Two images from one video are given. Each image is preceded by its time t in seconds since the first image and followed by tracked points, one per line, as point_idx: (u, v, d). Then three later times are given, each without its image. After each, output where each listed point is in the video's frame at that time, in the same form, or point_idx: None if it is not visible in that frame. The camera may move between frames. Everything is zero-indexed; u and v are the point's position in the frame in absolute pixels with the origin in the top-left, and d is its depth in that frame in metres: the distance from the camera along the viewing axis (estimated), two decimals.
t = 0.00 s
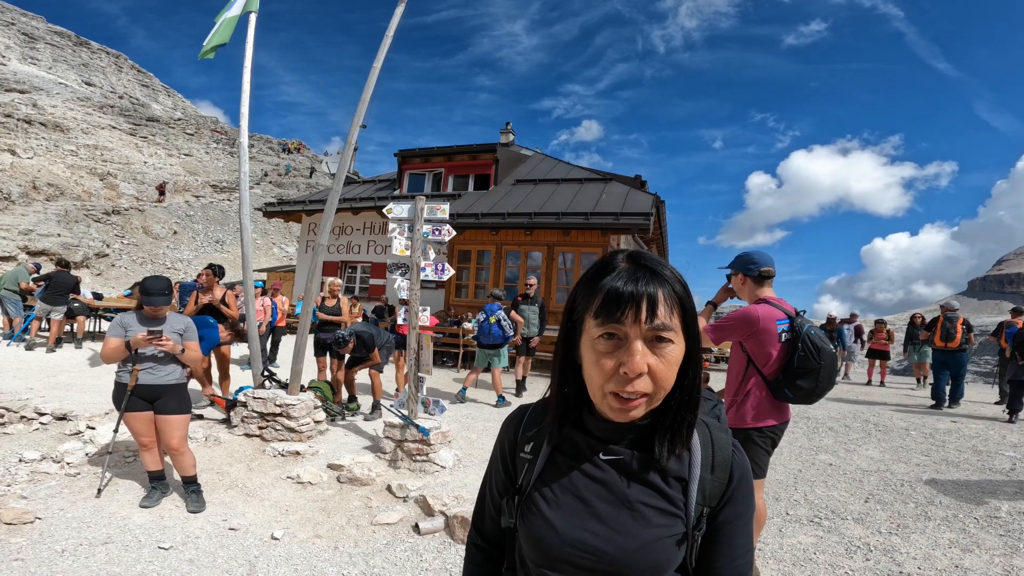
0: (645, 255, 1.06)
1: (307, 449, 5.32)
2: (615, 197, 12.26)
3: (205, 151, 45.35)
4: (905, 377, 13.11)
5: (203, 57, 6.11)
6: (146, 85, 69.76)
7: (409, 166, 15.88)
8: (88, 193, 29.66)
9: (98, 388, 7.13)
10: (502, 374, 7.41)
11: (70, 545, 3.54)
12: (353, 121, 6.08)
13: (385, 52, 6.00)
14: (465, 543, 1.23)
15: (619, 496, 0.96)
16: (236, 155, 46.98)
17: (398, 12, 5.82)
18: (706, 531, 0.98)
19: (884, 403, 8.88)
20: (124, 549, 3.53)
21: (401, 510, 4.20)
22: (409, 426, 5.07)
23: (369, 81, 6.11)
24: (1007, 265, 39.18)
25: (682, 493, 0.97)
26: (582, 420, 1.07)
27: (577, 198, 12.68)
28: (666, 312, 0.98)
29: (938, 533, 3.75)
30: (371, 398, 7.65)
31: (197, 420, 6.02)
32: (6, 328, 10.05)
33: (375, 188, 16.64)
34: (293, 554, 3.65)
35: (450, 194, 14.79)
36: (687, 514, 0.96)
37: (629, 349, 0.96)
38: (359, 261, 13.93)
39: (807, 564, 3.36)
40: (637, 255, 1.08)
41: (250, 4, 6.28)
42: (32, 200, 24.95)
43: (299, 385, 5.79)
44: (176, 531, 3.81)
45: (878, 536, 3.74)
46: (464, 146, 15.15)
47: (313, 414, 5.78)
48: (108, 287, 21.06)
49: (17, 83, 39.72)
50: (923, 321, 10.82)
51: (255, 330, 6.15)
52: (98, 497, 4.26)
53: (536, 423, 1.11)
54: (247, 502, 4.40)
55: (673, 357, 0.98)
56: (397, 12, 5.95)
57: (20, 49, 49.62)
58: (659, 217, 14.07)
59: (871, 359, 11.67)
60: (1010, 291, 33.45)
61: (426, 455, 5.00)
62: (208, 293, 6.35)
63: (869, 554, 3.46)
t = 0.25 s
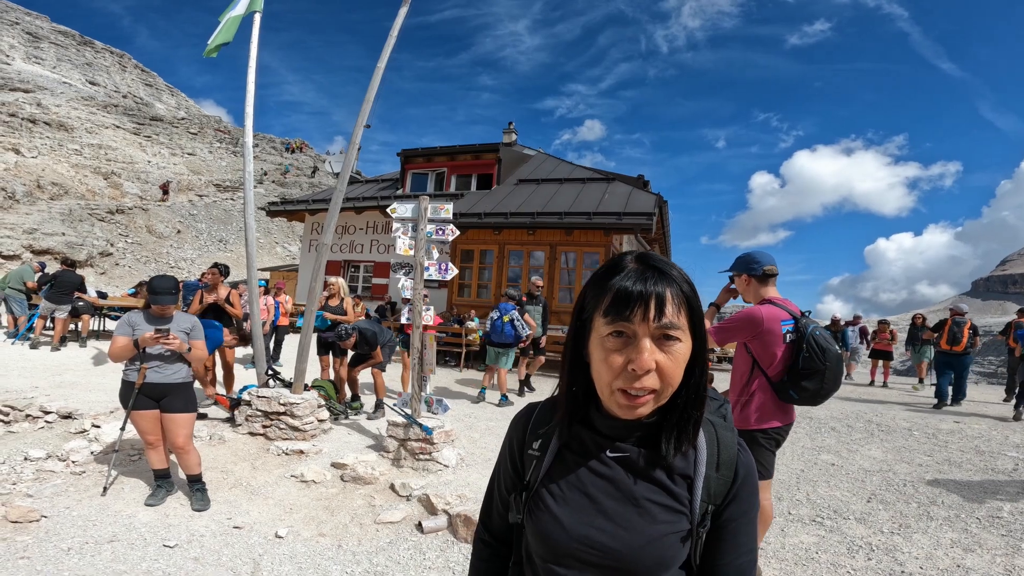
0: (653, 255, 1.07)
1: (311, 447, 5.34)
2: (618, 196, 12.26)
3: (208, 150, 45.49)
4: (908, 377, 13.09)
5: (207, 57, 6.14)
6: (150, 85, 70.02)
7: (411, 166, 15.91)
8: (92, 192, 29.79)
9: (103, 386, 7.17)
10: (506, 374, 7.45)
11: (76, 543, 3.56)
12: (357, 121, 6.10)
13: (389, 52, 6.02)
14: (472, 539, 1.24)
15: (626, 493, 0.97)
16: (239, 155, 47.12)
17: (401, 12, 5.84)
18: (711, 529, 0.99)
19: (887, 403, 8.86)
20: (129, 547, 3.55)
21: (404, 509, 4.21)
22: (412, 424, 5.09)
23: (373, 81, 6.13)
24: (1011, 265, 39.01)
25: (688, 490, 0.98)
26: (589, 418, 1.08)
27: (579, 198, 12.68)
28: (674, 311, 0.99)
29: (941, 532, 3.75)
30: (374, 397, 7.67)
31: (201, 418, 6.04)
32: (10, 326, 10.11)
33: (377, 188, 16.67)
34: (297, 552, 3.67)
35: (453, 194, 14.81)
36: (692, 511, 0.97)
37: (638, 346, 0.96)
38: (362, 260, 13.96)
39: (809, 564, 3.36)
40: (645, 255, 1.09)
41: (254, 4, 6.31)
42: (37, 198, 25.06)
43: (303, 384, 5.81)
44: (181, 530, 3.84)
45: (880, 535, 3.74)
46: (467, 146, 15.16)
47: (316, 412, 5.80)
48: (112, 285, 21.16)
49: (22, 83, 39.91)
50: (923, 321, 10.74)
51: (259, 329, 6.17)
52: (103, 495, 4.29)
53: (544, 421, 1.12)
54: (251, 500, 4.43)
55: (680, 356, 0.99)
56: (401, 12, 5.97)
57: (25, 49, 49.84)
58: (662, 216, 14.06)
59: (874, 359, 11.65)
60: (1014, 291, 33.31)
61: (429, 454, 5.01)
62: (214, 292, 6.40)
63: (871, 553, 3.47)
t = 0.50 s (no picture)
0: (642, 252, 1.08)
1: (312, 445, 5.37)
2: (620, 196, 12.25)
3: (212, 150, 45.67)
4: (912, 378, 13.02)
5: (210, 57, 6.17)
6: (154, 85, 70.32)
7: (414, 165, 15.95)
8: (97, 191, 29.94)
9: (107, 384, 7.22)
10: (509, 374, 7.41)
11: (78, 540, 3.59)
12: (359, 121, 6.12)
13: (391, 52, 6.04)
14: (465, 535, 1.25)
15: (615, 488, 0.98)
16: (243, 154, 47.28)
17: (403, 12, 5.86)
18: (699, 525, 1.00)
19: (890, 403, 8.82)
20: (131, 544, 3.58)
21: (404, 507, 4.23)
22: (413, 423, 5.11)
23: (375, 80, 6.15)
24: (1017, 265, 38.76)
25: (676, 486, 0.99)
26: (579, 414, 1.09)
27: (582, 197, 12.67)
28: (661, 308, 1.00)
29: (939, 532, 3.74)
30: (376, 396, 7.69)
31: (203, 416, 6.08)
32: (15, 325, 10.18)
33: (380, 187, 16.71)
34: (297, 549, 3.69)
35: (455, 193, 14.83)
36: (680, 507, 0.98)
37: (625, 343, 0.97)
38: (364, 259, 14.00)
39: (807, 563, 3.37)
40: (635, 252, 1.10)
41: (257, 4, 6.33)
42: (41, 197, 25.19)
43: (304, 382, 5.83)
44: (183, 527, 3.87)
45: (879, 535, 3.74)
46: (470, 145, 15.18)
47: (318, 411, 5.83)
48: (116, 284, 21.28)
49: (27, 83, 40.14)
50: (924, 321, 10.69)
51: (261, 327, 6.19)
52: (106, 493, 4.33)
53: (535, 416, 1.13)
54: (252, 498, 4.45)
55: (668, 351, 1.00)
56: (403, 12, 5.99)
57: (30, 48, 50.10)
58: (664, 216, 14.05)
59: (877, 359, 11.61)
60: (1019, 291, 33.16)
61: (430, 452, 5.02)
62: (217, 291, 6.37)
63: (869, 553, 3.47)
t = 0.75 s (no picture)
0: (611, 255, 1.11)
1: (314, 443, 5.42)
2: (622, 196, 12.26)
3: (218, 149, 45.92)
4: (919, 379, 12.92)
5: (215, 59, 6.24)
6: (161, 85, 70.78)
7: (418, 166, 16.01)
8: (104, 191, 30.19)
9: (113, 383, 7.32)
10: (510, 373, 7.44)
11: (82, 536, 3.65)
12: (361, 122, 6.17)
13: (392, 54, 6.09)
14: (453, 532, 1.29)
15: (589, 485, 1.01)
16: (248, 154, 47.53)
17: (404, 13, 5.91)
18: (673, 520, 1.02)
19: (892, 404, 8.79)
20: (134, 540, 3.64)
21: (404, 505, 4.28)
22: (413, 421, 5.15)
23: (377, 82, 6.20)
24: None
25: (649, 482, 1.02)
26: (556, 413, 1.12)
27: (584, 197, 12.69)
28: (629, 309, 1.03)
29: (935, 533, 3.75)
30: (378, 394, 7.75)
31: (207, 415, 6.15)
32: (23, 324, 10.30)
33: (384, 187, 16.78)
34: (297, 545, 3.75)
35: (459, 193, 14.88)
36: (653, 502, 1.01)
37: (594, 344, 1.00)
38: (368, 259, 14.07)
39: (801, 563, 3.39)
40: (605, 255, 1.13)
41: (261, 6, 6.40)
42: (49, 197, 25.43)
43: (307, 380, 5.89)
44: (185, 523, 3.93)
45: (874, 535, 3.76)
46: (473, 145, 15.22)
47: (320, 409, 5.89)
48: (123, 283, 21.48)
49: (35, 83, 40.51)
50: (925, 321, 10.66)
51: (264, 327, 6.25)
52: (110, 490, 4.39)
53: (515, 416, 1.17)
54: (254, 495, 4.51)
55: (637, 351, 1.03)
56: (404, 13, 6.03)
57: (38, 49, 50.54)
58: (667, 215, 14.04)
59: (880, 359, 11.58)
60: None
61: (430, 451, 5.07)
62: (223, 290, 6.42)
63: (864, 553, 3.48)
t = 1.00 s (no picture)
0: (584, 252, 1.13)
1: (314, 442, 5.45)
2: (624, 196, 12.25)
3: (222, 150, 46.11)
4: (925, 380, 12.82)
5: (218, 61, 6.29)
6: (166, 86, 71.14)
7: (420, 166, 16.05)
8: (109, 191, 30.38)
9: (116, 382, 7.38)
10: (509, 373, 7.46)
11: (82, 533, 3.69)
12: (361, 122, 6.20)
13: (392, 54, 6.12)
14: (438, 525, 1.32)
15: (563, 479, 1.03)
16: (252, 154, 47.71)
17: (404, 14, 5.93)
18: (648, 515, 1.04)
19: (894, 404, 8.75)
20: (134, 537, 3.68)
21: (401, 503, 4.30)
22: (412, 420, 5.17)
23: (377, 82, 6.23)
24: None
25: (623, 477, 1.04)
26: (533, 408, 1.15)
27: (586, 197, 12.70)
28: (600, 306, 1.05)
29: (931, 533, 3.75)
30: (378, 393, 7.78)
31: (208, 413, 6.19)
32: (28, 323, 10.39)
33: (386, 187, 16.82)
34: (295, 543, 3.78)
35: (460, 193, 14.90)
36: (626, 498, 1.03)
37: (566, 340, 1.03)
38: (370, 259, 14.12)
39: (796, 562, 3.39)
40: (579, 254, 1.15)
41: (262, 8, 6.43)
42: (55, 198, 25.61)
43: (307, 379, 5.92)
44: (185, 521, 3.96)
45: (870, 535, 3.76)
46: (475, 146, 15.25)
47: (320, 408, 5.92)
48: (128, 283, 21.62)
49: (41, 84, 40.79)
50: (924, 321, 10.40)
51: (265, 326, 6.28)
52: (111, 487, 4.43)
53: (493, 412, 1.19)
54: (254, 493, 4.54)
55: (609, 347, 1.05)
56: (404, 14, 6.05)
57: (44, 51, 50.87)
58: (669, 215, 14.03)
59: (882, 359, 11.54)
60: None
61: (428, 449, 5.09)
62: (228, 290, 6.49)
63: (859, 553, 3.49)
